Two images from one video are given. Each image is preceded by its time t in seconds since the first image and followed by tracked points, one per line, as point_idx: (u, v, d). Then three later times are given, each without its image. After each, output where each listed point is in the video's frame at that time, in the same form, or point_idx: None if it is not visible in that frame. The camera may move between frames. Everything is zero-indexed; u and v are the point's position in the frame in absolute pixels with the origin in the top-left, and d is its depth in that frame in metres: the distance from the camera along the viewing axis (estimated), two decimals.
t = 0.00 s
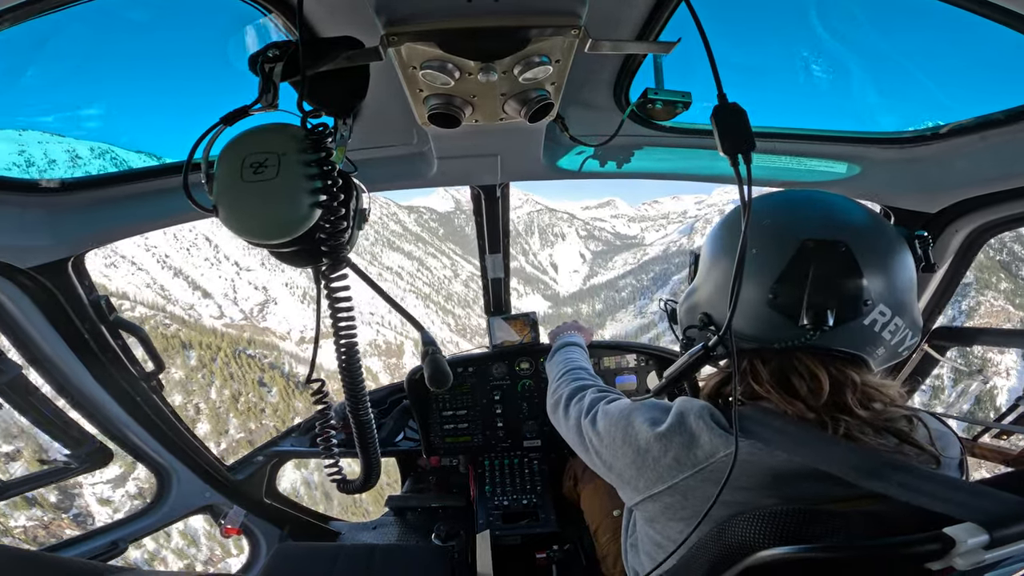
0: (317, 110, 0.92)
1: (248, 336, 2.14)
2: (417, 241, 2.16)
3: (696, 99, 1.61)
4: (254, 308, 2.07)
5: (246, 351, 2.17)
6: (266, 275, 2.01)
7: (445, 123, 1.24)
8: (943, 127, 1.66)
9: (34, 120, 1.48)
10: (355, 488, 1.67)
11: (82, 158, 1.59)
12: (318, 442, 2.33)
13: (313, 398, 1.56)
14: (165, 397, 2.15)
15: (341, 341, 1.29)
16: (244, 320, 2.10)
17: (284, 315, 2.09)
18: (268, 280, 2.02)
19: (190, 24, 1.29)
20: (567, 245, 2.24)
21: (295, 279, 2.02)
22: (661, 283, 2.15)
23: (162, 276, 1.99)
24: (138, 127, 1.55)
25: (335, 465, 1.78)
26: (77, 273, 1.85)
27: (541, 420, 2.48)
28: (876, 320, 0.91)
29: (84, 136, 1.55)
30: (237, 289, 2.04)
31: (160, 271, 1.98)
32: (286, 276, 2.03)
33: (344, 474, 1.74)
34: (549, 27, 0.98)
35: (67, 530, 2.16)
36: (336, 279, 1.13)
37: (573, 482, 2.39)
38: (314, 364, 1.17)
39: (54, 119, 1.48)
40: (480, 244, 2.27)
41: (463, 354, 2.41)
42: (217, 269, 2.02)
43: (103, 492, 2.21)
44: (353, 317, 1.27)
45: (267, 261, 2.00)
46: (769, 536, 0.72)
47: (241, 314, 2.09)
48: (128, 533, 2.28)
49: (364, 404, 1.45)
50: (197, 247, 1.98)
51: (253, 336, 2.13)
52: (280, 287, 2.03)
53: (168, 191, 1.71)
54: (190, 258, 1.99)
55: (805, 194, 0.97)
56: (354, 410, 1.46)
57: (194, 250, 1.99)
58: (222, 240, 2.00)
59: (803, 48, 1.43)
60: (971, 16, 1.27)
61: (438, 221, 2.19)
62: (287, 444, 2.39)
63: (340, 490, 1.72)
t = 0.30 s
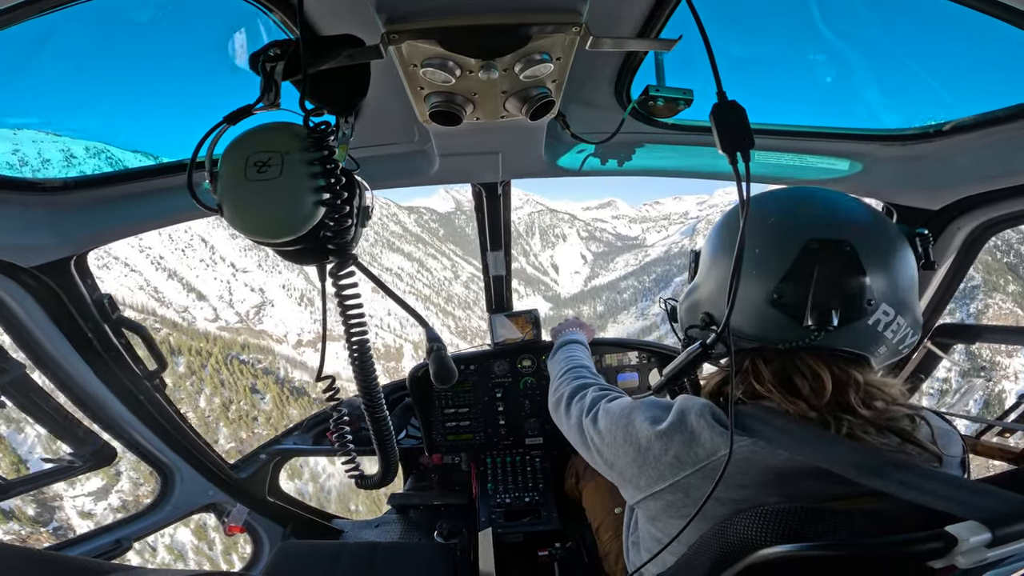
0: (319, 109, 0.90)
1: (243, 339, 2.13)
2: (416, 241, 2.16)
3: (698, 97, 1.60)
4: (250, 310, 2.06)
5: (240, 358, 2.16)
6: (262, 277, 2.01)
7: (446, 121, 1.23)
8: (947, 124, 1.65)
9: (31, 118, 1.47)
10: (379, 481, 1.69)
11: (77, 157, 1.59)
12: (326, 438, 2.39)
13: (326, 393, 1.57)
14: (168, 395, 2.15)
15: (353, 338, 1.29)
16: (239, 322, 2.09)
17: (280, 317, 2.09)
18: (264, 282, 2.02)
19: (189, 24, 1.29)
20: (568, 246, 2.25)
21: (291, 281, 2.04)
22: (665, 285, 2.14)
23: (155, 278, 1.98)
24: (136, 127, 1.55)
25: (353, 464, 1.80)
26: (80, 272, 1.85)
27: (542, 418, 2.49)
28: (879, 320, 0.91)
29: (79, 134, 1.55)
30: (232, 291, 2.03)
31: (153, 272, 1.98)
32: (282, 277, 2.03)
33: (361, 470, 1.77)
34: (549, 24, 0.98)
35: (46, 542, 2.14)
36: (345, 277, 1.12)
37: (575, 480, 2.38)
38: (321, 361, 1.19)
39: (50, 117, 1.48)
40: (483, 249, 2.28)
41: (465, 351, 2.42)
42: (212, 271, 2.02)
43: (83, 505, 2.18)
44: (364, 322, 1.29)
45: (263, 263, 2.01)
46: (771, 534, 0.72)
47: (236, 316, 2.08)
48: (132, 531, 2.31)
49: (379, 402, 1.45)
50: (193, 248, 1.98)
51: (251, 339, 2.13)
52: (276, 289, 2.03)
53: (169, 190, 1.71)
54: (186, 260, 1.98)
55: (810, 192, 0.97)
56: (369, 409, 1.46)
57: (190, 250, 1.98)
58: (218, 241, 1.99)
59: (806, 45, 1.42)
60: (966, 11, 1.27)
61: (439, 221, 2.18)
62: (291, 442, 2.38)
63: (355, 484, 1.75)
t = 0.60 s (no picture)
0: (319, 107, 0.91)
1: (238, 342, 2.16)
2: (416, 242, 2.16)
3: (698, 94, 1.60)
4: (247, 312, 2.10)
5: (233, 362, 2.20)
6: (259, 278, 2.04)
7: (447, 119, 1.24)
8: (948, 121, 1.65)
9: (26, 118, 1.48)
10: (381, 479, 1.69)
11: (72, 157, 1.59)
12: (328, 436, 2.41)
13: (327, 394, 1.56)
14: (170, 394, 2.16)
15: (355, 335, 1.28)
16: (235, 326, 2.12)
17: (277, 320, 2.12)
18: (261, 283, 2.05)
19: (186, 23, 1.30)
20: (570, 248, 2.22)
21: (289, 283, 2.06)
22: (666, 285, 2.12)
23: (149, 280, 1.99)
24: (133, 127, 1.55)
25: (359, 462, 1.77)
26: (81, 271, 1.85)
27: (543, 416, 2.49)
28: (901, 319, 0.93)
29: (76, 134, 1.55)
30: (229, 293, 2.07)
31: (147, 274, 1.98)
32: (280, 279, 2.06)
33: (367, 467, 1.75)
34: (549, 22, 0.98)
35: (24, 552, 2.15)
36: (348, 276, 1.12)
37: (576, 478, 2.39)
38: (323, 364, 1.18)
39: (45, 117, 1.48)
40: (484, 249, 2.29)
41: (468, 349, 2.43)
42: (208, 272, 2.03)
43: (64, 519, 2.16)
44: (365, 322, 1.28)
45: (260, 264, 2.03)
46: (772, 532, 0.72)
47: (231, 319, 2.11)
48: (135, 531, 2.30)
49: (382, 402, 1.45)
50: (188, 249, 1.98)
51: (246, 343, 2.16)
52: (274, 290, 2.06)
53: (170, 189, 1.71)
54: (181, 261, 1.99)
55: (824, 192, 0.96)
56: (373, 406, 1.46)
57: (185, 252, 1.98)
58: (214, 242, 2.00)
59: (806, 43, 1.42)
60: (965, 9, 1.27)
61: (439, 222, 2.18)
62: (293, 440, 2.40)
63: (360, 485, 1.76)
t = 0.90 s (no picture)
0: (318, 106, 0.91)
1: (233, 345, 2.15)
2: (416, 244, 2.15)
3: (698, 92, 1.60)
4: (242, 316, 2.09)
5: (226, 368, 2.20)
6: (256, 280, 2.04)
7: (447, 117, 1.23)
8: (948, 119, 1.64)
9: (20, 117, 1.47)
10: (361, 480, 1.69)
11: (67, 156, 1.58)
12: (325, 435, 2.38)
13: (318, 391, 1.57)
14: (171, 393, 2.16)
15: (343, 335, 1.29)
16: (230, 329, 2.12)
17: (273, 323, 2.10)
18: (257, 286, 2.05)
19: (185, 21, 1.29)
20: (571, 248, 2.23)
21: (286, 285, 2.06)
22: (669, 287, 2.07)
23: (142, 281, 1.99)
24: (129, 126, 1.55)
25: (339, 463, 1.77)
26: (81, 270, 1.85)
27: (544, 413, 2.49)
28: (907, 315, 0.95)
29: (71, 134, 1.55)
30: (224, 296, 2.06)
31: (140, 275, 1.98)
32: (278, 281, 2.06)
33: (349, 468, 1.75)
34: (549, 20, 0.98)
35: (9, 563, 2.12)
36: (339, 276, 1.13)
37: (576, 476, 2.40)
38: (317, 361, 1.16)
39: (39, 116, 1.48)
40: (484, 251, 2.30)
41: (468, 347, 2.42)
42: (204, 274, 2.04)
43: (41, 534, 2.11)
44: (355, 323, 1.29)
45: (257, 266, 2.04)
46: (772, 530, 0.72)
47: (227, 322, 2.10)
48: (136, 530, 2.29)
49: (368, 400, 1.43)
50: (183, 250, 2.00)
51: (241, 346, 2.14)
52: (270, 293, 2.06)
53: (169, 188, 1.71)
54: (175, 262, 2.00)
55: (827, 191, 0.96)
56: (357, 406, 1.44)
57: (180, 253, 2.00)
58: (210, 243, 2.02)
59: (806, 40, 1.41)
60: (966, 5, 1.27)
61: (440, 224, 2.19)
62: (293, 439, 2.41)
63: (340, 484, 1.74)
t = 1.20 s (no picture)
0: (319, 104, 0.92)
1: (227, 348, 2.15)
2: (416, 245, 2.12)
3: (698, 90, 1.59)
4: (238, 318, 2.10)
5: (218, 374, 2.19)
6: (252, 282, 2.07)
7: (447, 115, 1.23)
8: (949, 118, 1.64)
9: (15, 116, 1.47)
10: (380, 478, 1.67)
11: (62, 156, 1.59)
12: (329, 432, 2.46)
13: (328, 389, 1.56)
14: (171, 391, 2.17)
15: (354, 333, 1.29)
16: (226, 333, 2.12)
17: (269, 326, 2.11)
18: (254, 288, 2.07)
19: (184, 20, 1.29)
20: (571, 250, 2.23)
21: (284, 287, 2.09)
22: (671, 288, 2.08)
23: (135, 284, 1.98)
24: (125, 126, 1.55)
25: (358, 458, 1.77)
26: (82, 268, 1.86)
27: (544, 411, 2.50)
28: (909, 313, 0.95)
29: (67, 133, 1.55)
30: (219, 297, 2.06)
31: (133, 278, 1.97)
32: (274, 284, 2.09)
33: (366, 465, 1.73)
34: (549, 17, 0.98)
35: None
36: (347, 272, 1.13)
37: (577, 473, 2.41)
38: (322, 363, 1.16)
39: (33, 116, 1.48)
40: (485, 251, 2.30)
41: (466, 345, 2.41)
42: (198, 276, 2.03)
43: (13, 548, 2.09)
44: (365, 322, 1.30)
45: (254, 268, 2.06)
46: (772, 528, 0.72)
47: (222, 326, 2.10)
48: (138, 528, 2.29)
49: (381, 399, 1.45)
50: (179, 252, 1.99)
51: (236, 350, 2.14)
52: (267, 295, 2.08)
53: (168, 187, 1.71)
54: (170, 263, 1.99)
55: (828, 190, 0.96)
56: (373, 403, 1.46)
57: (176, 254, 1.99)
58: (206, 245, 2.02)
59: (806, 38, 1.41)
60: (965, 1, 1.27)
61: (440, 225, 2.20)
62: (294, 437, 2.44)
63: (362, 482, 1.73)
